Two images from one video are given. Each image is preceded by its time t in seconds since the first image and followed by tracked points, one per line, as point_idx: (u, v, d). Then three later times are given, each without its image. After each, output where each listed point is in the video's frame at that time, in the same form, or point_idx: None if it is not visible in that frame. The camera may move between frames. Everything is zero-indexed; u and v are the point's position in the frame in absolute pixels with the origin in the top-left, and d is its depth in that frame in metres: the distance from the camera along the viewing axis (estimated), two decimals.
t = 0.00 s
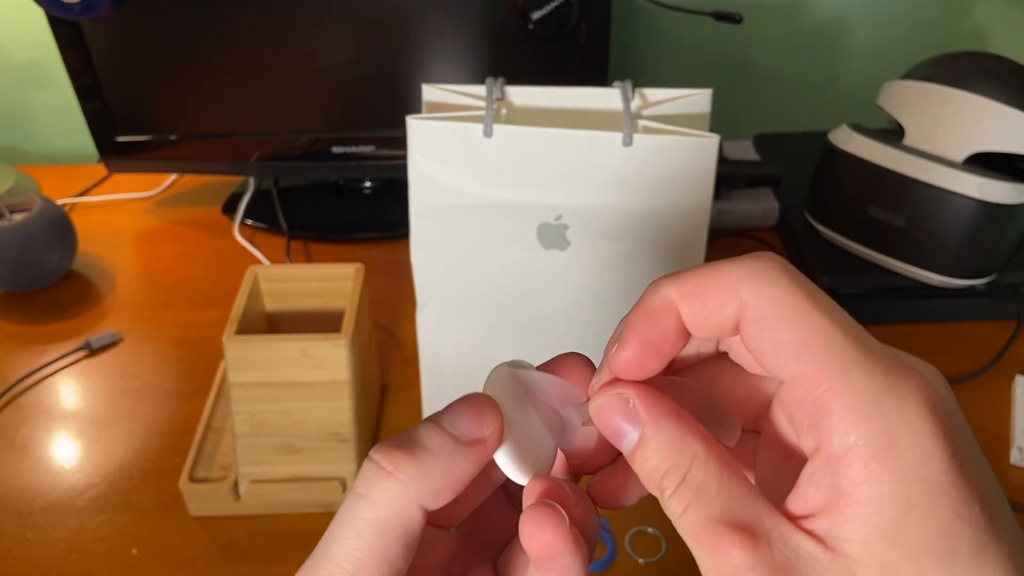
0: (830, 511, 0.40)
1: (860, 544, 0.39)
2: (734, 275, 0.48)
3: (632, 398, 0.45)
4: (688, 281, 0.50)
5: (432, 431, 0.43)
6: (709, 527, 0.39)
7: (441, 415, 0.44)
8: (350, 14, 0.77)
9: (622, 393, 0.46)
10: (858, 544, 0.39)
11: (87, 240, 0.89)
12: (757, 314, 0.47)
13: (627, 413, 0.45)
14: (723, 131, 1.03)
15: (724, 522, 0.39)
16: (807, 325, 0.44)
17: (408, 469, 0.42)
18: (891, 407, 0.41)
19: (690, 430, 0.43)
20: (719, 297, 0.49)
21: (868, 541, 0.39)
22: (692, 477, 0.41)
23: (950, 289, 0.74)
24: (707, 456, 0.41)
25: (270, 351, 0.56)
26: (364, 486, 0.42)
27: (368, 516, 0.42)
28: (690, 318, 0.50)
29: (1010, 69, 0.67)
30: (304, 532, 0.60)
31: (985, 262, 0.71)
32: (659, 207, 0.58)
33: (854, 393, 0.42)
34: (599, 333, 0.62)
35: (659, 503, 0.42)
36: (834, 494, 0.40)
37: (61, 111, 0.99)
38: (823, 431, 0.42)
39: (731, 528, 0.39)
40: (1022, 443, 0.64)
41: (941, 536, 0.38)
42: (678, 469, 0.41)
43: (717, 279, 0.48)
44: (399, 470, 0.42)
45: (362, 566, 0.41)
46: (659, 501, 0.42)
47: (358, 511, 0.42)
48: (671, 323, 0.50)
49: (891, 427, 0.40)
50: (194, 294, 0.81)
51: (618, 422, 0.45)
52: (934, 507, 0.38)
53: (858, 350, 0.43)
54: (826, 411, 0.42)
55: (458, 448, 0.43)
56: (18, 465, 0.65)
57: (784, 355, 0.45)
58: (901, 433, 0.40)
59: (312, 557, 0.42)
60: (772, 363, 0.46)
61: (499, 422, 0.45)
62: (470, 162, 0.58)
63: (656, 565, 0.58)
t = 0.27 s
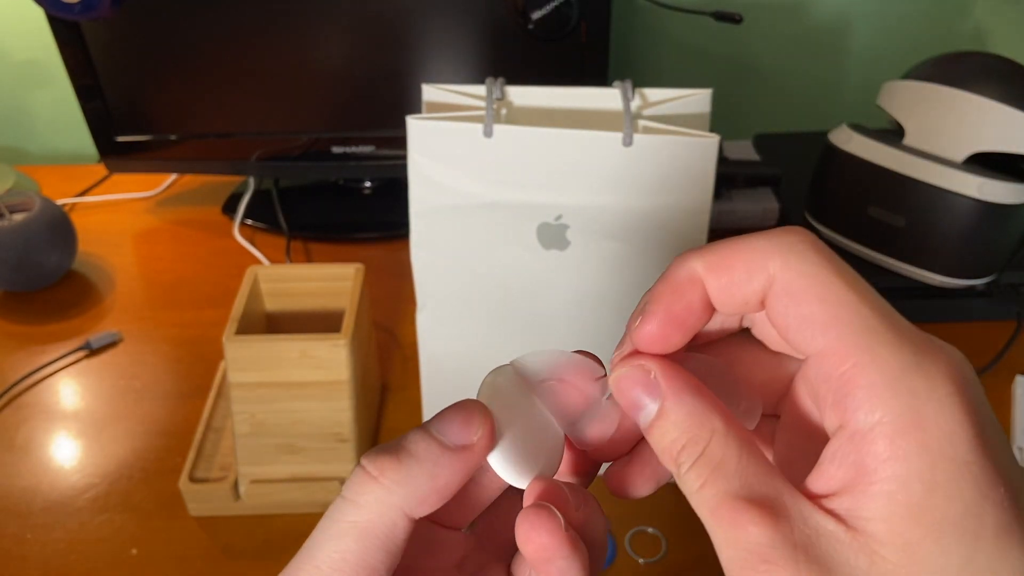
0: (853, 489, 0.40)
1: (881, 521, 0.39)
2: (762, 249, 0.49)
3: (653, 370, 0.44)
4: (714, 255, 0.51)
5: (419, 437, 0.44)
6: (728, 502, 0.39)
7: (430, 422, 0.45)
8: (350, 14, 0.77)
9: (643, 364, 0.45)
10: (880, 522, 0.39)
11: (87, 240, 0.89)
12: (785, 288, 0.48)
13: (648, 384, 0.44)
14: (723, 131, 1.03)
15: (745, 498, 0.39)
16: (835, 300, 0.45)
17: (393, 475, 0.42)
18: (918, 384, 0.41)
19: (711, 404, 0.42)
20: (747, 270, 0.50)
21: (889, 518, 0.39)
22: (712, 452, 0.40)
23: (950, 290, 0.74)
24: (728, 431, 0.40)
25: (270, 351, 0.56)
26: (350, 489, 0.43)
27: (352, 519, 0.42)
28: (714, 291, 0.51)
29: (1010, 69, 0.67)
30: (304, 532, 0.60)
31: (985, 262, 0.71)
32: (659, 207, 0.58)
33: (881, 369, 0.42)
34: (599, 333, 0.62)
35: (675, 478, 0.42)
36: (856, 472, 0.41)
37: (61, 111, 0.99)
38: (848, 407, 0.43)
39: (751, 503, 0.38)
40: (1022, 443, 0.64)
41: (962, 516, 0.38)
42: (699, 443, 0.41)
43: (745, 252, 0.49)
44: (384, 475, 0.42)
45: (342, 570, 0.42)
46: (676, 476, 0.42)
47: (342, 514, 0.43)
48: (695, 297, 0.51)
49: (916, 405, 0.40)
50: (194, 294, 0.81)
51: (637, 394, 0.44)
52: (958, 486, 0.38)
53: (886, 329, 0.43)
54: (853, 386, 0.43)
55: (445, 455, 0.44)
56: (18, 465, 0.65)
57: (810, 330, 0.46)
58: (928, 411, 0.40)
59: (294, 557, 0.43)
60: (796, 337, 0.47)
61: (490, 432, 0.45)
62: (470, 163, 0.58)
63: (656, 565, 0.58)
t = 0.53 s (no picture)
0: (890, 456, 0.39)
1: (919, 487, 0.37)
2: (805, 217, 0.49)
3: (688, 338, 0.45)
4: (755, 222, 0.51)
5: (413, 447, 0.44)
6: (760, 467, 0.38)
7: (427, 431, 0.44)
8: (350, 13, 0.76)
9: (680, 333, 0.46)
10: (916, 487, 0.37)
11: (87, 240, 0.89)
12: (826, 256, 0.48)
13: (683, 352, 0.44)
14: (723, 131, 1.02)
15: (776, 462, 0.38)
16: (877, 268, 0.45)
17: (385, 486, 0.42)
18: (960, 350, 0.40)
19: (747, 373, 0.42)
20: (789, 239, 0.50)
21: (927, 484, 0.37)
22: (744, 419, 0.40)
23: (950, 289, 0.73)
24: (761, 399, 0.40)
25: (270, 351, 0.56)
26: (344, 499, 0.43)
27: (344, 530, 0.43)
28: (754, 259, 0.52)
29: (1010, 69, 0.67)
30: (304, 532, 0.60)
31: (985, 261, 0.71)
32: (659, 207, 0.58)
33: (921, 335, 0.41)
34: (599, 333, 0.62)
35: (707, 444, 0.42)
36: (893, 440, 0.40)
37: (61, 111, 0.99)
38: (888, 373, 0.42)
39: (782, 466, 0.38)
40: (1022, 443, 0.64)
41: (1003, 483, 0.36)
42: (731, 409, 0.40)
43: (787, 220, 0.50)
44: (376, 487, 0.42)
45: None
46: (707, 442, 0.41)
47: (335, 525, 0.43)
48: (735, 264, 0.52)
49: (956, 371, 0.39)
50: (194, 294, 0.81)
51: (673, 363, 0.45)
52: (1000, 451, 0.37)
53: (929, 297, 0.43)
54: (892, 351, 0.42)
55: (439, 465, 0.43)
56: (18, 465, 0.65)
57: (851, 298, 0.46)
58: (969, 376, 0.39)
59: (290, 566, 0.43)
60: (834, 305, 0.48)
61: (488, 441, 0.45)
62: (470, 163, 0.58)
63: (656, 565, 0.58)
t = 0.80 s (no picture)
0: (921, 421, 0.40)
1: (952, 450, 0.38)
2: (846, 191, 0.48)
3: (724, 308, 0.44)
4: (795, 197, 0.51)
5: (429, 455, 0.43)
6: (797, 433, 0.39)
7: (443, 437, 0.43)
8: (350, 13, 0.76)
9: (715, 304, 0.46)
10: (949, 450, 0.38)
11: (87, 240, 0.89)
12: (863, 229, 0.47)
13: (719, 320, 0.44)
14: (723, 131, 1.03)
15: (814, 428, 0.39)
16: (914, 240, 0.45)
17: (397, 496, 0.42)
18: (994, 319, 0.41)
19: (781, 341, 0.42)
20: (828, 213, 0.49)
21: (959, 448, 0.38)
22: (782, 386, 0.40)
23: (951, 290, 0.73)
24: (798, 366, 0.40)
25: (271, 351, 0.56)
26: (357, 505, 0.43)
27: (356, 536, 0.42)
28: (794, 235, 0.51)
29: (1010, 69, 0.67)
30: (304, 532, 0.60)
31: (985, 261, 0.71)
32: (660, 207, 0.58)
33: (955, 305, 0.42)
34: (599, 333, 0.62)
35: (743, 411, 0.42)
36: (925, 405, 0.40)
37: (61, 111, 0.99)
38: (921, 343, 0.43)
39: (820, 432, 0.38)
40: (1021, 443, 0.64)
41: None
42: (767, 376, 0.40)
43: (826, 196, 0.49)
44: (388, 496, 0.42)
45: None
46: (742, 408, 0.42)
47: (347, 531, 0.42)
48: (774, 239, 0.51)
49: (987, 339, 0.40)
50: (194, 294, 0.81)
51: (708, 332, 0.44)
52: None
53: (964, 269, 0.43)
54: (927, 320, 0.43)
55: (454, 476, 0.42)
56: (18, 465, 0.65)
57: (887, 269, 0.46)
58: (1001, 344, 0.40)
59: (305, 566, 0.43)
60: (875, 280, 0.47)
61: (504, 448, 0.43)
62: (470, 162, 0.58)
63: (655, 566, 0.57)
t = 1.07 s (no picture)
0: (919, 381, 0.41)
1: (948, 407, 0.39)
2: (841, 152, 0.49)
3: (723, 274, 0.45)
4: (791, 158, 0.51)
5: (471, 473, 0.42)
6: (795, 393, 0.40)
7: (482, 451, 0.42)
8: (350, 13, 0.76)
9: (713, 269, 0.46)
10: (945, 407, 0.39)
11: (87, 240, 0.89)
12: (858, 189, 0.48)
13: (718, 287, 0.45)
14: (723, 131, 1.03)
15: (811, 388, 0.39)
16: (909, 199, 0.45)
17: (442, 516, 0.42)
18: (990, 277, 0.41)
19: (780, 306, 0.43)
20: (825, 175, 0.49)
21: (955, 406, 0.38)
22: (780, 348, 0.41)
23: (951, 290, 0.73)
24: (796, 329, 0.41)
25: (271, 351, 0.56)
26: (399, 521, 0.43)
27: (400, 550, 0.43)
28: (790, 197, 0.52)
29: (1010, 69, 0.67)
30: (303, 533, 0.60)
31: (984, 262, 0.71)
32: (660, 207, 0.58)
33: (951, 264, 0.42)
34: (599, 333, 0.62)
35: (743, 373, 0.43)
36: (922, 366, 0.41)
37: (61, 111, 0.99)
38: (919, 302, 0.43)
39: (817, 391, 0.39)
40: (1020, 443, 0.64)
41: None
42: (767, 340, 0.42)
43: (822, 157, 0.49)
44: (431, 516, 0.42)
45: None
46: (742, 372, 0.43)
47: (390, 545, 0.43)
48: (773, 200, 0.51)
49: (982, 297, 0.40)
50: (194, 294, 0.81)
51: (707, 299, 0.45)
52: None
53: (960, 225, 0.43)
54: (925, 278, 0.43)
55: (496, 493, 0.42)
56: (18, 465, 0.65)
57: (881, 229, 0.46)
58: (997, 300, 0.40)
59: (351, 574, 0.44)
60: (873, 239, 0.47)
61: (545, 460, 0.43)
62: (470, 162, 0.58)
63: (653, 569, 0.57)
